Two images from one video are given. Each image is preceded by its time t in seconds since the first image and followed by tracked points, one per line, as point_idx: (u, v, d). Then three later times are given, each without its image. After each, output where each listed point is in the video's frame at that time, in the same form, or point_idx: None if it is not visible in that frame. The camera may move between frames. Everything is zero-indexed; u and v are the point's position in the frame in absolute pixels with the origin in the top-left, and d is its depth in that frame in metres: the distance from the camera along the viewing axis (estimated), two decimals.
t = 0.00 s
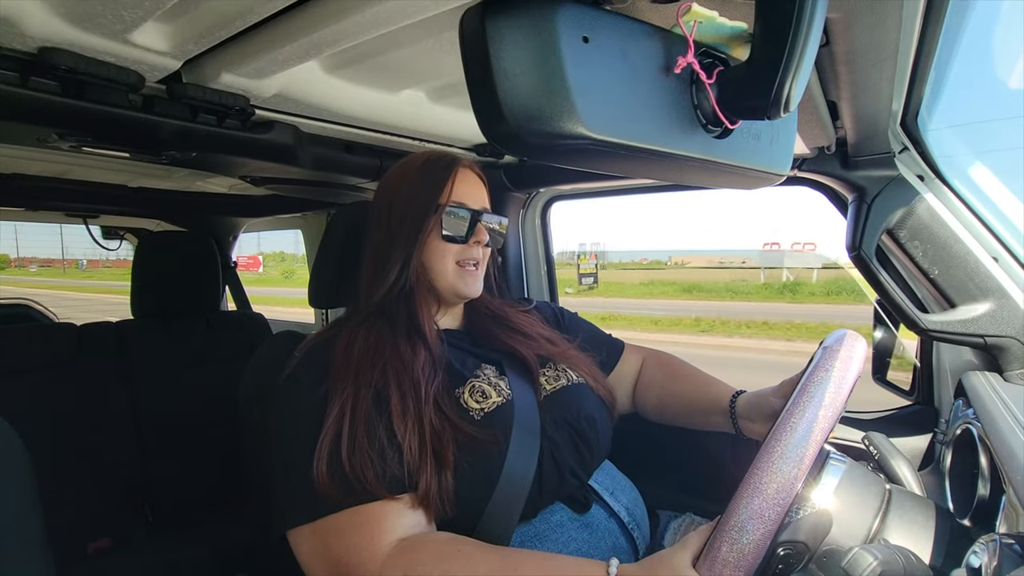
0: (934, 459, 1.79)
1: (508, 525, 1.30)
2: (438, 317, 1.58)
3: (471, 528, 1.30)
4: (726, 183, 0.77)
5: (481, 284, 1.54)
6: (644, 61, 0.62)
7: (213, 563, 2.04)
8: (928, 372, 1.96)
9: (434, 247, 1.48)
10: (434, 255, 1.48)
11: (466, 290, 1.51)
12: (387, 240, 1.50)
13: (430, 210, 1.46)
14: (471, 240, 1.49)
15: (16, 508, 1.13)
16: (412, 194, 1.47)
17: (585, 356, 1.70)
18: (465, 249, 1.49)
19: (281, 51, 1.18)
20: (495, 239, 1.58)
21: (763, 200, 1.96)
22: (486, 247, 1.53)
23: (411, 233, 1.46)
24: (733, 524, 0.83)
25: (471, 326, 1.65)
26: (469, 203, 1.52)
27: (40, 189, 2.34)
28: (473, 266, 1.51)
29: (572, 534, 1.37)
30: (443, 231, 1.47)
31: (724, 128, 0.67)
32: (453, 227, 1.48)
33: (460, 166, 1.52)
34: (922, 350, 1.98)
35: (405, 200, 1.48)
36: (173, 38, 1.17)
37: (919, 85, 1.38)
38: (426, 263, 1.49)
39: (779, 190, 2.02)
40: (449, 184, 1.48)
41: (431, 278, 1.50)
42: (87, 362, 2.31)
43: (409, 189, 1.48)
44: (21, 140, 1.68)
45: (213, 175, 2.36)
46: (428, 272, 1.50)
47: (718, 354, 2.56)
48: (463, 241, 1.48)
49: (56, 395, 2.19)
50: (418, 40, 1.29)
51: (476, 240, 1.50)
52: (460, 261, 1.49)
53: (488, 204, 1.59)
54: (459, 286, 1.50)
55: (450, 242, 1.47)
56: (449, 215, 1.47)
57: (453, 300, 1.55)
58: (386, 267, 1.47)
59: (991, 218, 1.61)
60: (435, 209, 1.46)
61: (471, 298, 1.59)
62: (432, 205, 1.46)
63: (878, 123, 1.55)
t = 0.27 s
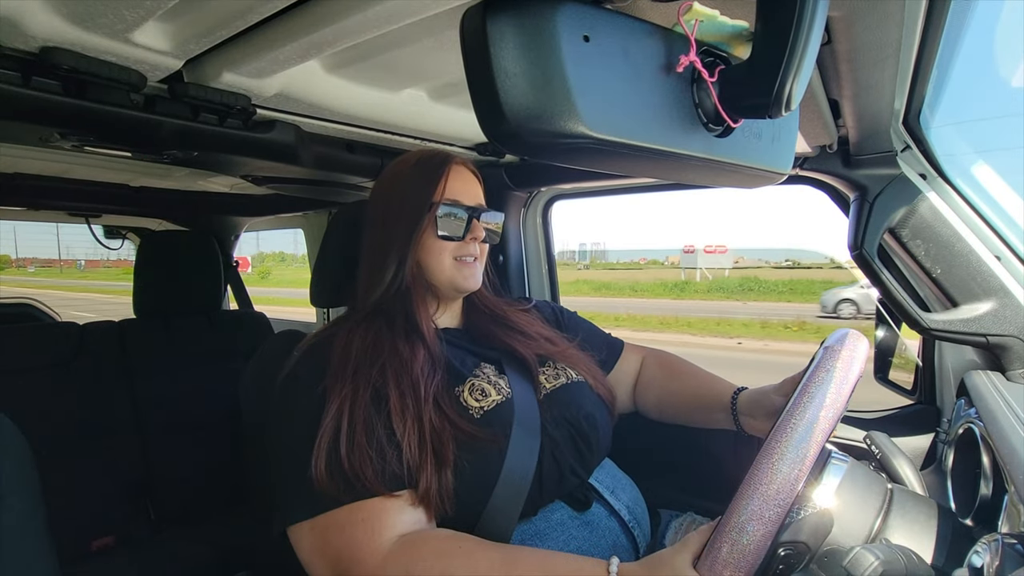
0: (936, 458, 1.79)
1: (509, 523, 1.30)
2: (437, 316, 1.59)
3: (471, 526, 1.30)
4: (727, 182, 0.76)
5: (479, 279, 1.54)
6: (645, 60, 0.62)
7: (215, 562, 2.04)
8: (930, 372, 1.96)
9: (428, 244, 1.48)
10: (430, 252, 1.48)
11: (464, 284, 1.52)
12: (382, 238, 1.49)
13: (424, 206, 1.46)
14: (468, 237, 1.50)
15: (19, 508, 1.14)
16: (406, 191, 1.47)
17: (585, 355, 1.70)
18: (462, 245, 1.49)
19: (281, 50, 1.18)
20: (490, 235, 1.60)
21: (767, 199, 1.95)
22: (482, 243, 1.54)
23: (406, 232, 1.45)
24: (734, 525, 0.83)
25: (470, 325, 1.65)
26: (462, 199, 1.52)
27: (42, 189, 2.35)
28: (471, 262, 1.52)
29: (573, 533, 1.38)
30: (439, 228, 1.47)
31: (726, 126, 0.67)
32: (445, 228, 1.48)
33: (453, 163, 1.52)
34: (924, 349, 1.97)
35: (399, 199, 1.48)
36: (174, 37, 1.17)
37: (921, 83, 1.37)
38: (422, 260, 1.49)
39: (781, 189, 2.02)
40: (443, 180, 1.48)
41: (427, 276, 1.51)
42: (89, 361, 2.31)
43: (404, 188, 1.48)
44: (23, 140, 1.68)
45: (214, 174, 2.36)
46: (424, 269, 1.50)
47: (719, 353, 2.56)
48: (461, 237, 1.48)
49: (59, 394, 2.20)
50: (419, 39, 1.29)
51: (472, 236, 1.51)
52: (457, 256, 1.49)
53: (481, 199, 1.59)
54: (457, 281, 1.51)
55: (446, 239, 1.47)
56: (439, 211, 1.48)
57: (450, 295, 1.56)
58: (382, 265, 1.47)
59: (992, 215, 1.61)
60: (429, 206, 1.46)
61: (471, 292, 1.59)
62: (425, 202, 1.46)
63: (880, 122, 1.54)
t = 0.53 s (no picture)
0: (934, 459, 1.79)
1: (507, 525, 1.30)
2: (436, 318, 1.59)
3: (470, 528, 1.30)
4: (725, 183, 0.77)
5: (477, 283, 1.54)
6: (644, 62, 0.62)
7: (213, 565, 2.04)
8: (928, 373, 1.96)
9: (428, 249, 1.47)
10: (429, 257, 1.47)
11: (462, 289, 1.51)
12: (378, 242, 1.50)
13: (421, 211, 1.46)
14: (466, 240, 1.49)
15: (17, 510, 1.13)
16: (402, 194, 1.47)
17: (584, 357, 1.70)
18: (460, 250, 1.48)
19: (281, 52, 1.18)
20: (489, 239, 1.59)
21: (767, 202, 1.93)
22: (481, 247, 1.54)
23: (402, 237, 1.46)
24: (732, 526, 0.83)
25: (469, 327, 1.65)
26: (461, 202, 1.52)
27: (41, 190, 2.35)
28: (470, 267, 1.51)
29: (572, 535, 1.37)
30: (437, 234, 1.47)
31: (725, 128, 0.67)
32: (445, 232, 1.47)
33: (451, 166, 1.52)
34: (922, 350, 1.98)
35: (395, 203, 1.48)
36: (173, 39, 1.17)
37: (920, 86, 1.38)
38: (420, 264, 1.49)
39: (779, 190, 2.02)
40: (441, 182, 1.48)
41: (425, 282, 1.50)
42: (87, 363, 2.31)
43: (399, 192, 1.48)
44: (21, 141, 1.68)
45: (213, 175, 2.36)
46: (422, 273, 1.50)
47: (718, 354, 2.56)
48: (459, 241, 1.48)
49: (57, 396, 2.19)
50: (418, 41, 1.29)
51: (471, 241, 1.50)
52: (456, 261, 1.49)
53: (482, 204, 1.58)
54: (456, 286, 1.50)
55: (445, 244, 1.47)
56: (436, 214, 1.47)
57: (449, 298, 1.55)
58: (380, 269, 1.49)
59: (989, 216, 1.62)
60: (426, 211, 1.46)
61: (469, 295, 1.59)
62: (421, 206, 1.46)
63: (878, 123, 1.55)
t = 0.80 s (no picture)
0: (935, 457, 1.79)
1: (509, 524, 1.30)
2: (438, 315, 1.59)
3: (472, 528, 1.30)
4: (726, 182, 0.76)
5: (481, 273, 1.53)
6: (645, 60, 0.62)
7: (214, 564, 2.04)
8: (929, 371, 1.96)
9: (428, 242, 1.47)
10: (429, 250, 1.47)
11: (466, 279, 1.50)
12: (380, 240, 1.50)
13: (420, 206, 1.46)
14: (466, 232, 1.49)
15: (18, 508, 1.14)
16: (402, 191, 1.48)
17: (587, 355, 1.70)
18: (461, 242, 1.47)
19: (281, 50, 1.18)
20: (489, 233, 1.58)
21: (766, 199, 1.95)
22: (482, 237, 1.52)
23: (402, 232, 1.46)
24: (733, 524, 0.83)
25: (472, 325, 1.64)
26: (460, 196, 1.52)
27: (41, 189, 2.35)
28: (472, 257, 1.50)
29: (574, 533, 1.37)
30: (433, 224, 1.47)
31: (726, 126, 0.67)
32: (445, 229, 1.47)
33: (447, 161, 1.52)
34: (923, 349, 1.97)
35: (395, 201, 1.48)
36: (173, 38, 1.17)
37: (921, 83, 1.37)
38: (420, 259, 1.49)
39: (780, 188, 2.03)
40: (437, 178, 1.48)
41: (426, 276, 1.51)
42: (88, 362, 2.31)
43: (400, 190, 1.48)
44: (22, 140, 1.68)
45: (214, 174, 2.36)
46: (422, 269, 1.50)
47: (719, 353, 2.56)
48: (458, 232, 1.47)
49: (58, 395, 2.20)
50: (419, 39, 1.29)
51: (471, 232, 1.49)
52: (458, 251, 1.48)
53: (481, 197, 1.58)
54: (458, 275, 1.49)
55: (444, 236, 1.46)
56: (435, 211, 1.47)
57: (451, 292, 1.55)
58: (380, 266, 1.48)
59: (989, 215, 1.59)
60: (423, 204, 1.46)
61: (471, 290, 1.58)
62: (420, 202, 1.46)
63: (880, 121, 1.54)
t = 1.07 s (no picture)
0: (935, 458, 1.79)
1: (507, 523, 1.30)
2: (435, 316, 1.59)
3: (470, 527, 1.30)
4: (725, 182, 0.77)
5: (473, 278, 1.52)
6: (645, 60, 0.62)
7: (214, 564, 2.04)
8: (929, 371, 1.96)
9: (421, 245, 1.47)
10: (422, 253, 1.47)
11: (457, 284, 1.49)
12: (374, 241, 1.51)
13: (412, 205, 1.46)
14: (459, 235, 1.47)
15: (18, 509, 1.13)
16: (397, 191, 1.48)
17: (585, 357, 1.70)
18: (454, 244, 1.46)
19: (281, 51, 1.18)
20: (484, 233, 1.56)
21: (762, 199, 1.94)
22: (476, 240, 1.51)
23: (396, 233, 1.47)
24: (733, 524, 0.83)
25: (468, 325, 1.65)
26: (453, 197, 1.51)
27: (41, 190, 2.35)
28: (466, 260, 1.49)
29: (571, 533, 1.37)
30: (427, 224, 1.46)
31: (725, 127, 0.67)
32: (441, 231, 1.46)
33: (440, 162, 1.52)
34: (923, 349, 1.98)
35: (391, 202, 1.48)
36: (174, 39, 1.17)
37: (921, 84, 1.37)
38: (413, 260, 1.49)
39: (779, 188, 2.02)
40: (428, 179, 1.48)
41: (419, 279, 1.50)
42: (88, 363, 2.31)
43: (395, 190, 1.49)
44: (21, 141, 1.68)
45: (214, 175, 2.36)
46: (415, 272, 1.50)
47: (718, 352, 2.57)
48: (451, 234, 1.46)
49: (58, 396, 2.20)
50: (419, 40, 1.29)
51: (464, 233, 1.48)
52: (451, 255, 1.47)
53: (475, 198, 1.58)
54: (451, 281, 1.48)
55: (437, 237, 1.46)
56: (436, 211, 1.47)
57: (446, 295, 1.54)
58: (375, 269, 1.50)
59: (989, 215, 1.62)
60: (416, 204, 1.46)
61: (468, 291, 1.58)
62: (412, 202, 1.46)
63: (879, 122, 1.54)
